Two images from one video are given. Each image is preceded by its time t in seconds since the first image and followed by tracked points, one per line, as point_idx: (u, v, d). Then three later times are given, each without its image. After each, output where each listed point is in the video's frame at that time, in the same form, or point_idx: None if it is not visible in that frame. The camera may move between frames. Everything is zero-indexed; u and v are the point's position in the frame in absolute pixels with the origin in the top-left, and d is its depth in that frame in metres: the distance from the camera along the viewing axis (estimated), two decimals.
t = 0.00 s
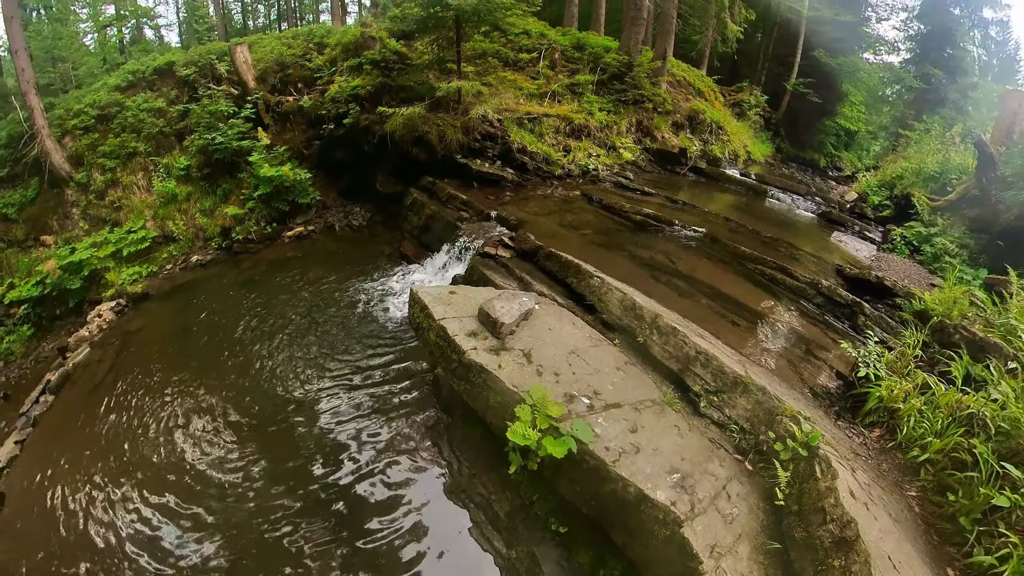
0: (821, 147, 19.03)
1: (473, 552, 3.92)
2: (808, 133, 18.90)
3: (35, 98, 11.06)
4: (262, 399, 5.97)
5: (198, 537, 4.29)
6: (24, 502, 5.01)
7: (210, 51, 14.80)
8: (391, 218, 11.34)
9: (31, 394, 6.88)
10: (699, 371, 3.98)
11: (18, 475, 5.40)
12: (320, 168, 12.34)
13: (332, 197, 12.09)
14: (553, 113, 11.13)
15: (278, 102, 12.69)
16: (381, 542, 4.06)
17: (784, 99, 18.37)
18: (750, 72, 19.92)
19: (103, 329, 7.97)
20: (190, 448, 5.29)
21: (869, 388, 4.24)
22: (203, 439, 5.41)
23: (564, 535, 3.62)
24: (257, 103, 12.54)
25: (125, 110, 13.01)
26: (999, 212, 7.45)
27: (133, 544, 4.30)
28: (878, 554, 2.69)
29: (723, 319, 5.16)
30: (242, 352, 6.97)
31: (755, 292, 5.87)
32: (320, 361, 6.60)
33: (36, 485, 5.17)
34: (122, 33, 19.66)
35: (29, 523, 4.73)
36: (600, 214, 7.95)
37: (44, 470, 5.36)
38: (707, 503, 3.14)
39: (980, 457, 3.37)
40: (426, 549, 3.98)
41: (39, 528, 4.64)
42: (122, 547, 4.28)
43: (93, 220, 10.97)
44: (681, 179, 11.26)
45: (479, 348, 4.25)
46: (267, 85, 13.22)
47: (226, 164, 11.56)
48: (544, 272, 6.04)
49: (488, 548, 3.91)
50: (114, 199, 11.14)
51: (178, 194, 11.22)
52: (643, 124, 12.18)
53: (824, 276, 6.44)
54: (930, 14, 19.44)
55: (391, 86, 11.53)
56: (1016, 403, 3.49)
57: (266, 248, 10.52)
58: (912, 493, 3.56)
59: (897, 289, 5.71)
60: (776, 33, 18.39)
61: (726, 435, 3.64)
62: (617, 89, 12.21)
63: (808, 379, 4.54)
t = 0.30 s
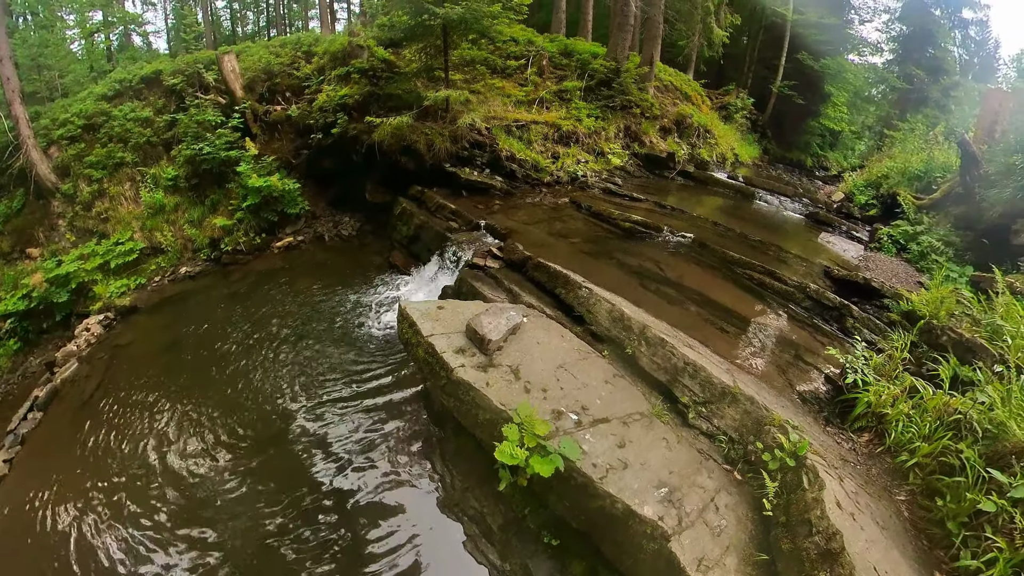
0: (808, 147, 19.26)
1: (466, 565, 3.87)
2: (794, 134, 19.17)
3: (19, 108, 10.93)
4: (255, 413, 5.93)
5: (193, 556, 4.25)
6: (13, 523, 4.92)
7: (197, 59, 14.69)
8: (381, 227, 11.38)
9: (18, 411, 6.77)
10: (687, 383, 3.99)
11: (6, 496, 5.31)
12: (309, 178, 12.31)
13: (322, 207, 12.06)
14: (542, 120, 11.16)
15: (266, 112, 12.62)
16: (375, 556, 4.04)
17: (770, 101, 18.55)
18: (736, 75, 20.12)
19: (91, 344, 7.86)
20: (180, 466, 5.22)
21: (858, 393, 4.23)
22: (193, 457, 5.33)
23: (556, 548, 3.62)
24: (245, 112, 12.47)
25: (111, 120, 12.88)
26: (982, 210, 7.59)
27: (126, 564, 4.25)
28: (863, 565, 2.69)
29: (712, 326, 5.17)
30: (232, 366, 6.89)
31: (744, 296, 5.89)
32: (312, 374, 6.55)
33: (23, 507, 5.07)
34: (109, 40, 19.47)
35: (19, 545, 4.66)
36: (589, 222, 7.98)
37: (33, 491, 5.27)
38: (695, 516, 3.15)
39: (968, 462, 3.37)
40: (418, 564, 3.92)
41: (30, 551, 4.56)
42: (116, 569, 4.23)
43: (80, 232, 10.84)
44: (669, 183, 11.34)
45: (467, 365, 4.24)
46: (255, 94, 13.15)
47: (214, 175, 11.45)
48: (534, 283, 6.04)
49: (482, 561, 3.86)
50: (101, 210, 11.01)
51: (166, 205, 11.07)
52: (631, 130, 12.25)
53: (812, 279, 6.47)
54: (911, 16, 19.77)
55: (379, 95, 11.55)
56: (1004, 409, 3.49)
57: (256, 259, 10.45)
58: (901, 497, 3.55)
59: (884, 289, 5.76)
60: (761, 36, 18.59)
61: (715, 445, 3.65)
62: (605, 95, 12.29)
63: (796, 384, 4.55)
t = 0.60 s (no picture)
0: (794, 147, 19.50)
1: None
2: (780, 134, 19.41)
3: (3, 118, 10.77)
4: (247, 425, 5.85)
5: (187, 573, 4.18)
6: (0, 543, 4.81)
7: (183, 66, 14.56)
8: (370, 235, 11.39)
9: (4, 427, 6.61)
10: (674, 392, 3.98)
11: None
12: (297, 186, 12.23)
13: (310, 215, 11.98)
14: (529, 125, 11.17)
15: (253, 120, 12.52)
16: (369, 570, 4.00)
17: (756, 102, 18.73)
18: (723, 77, 20.31)
19: (79, 357, 7.71)
20: (170, 482, 5.13)
21: (845, 397, 4.18)
22: (183, 473, 5.24)
23: (547, 558, 3.60)
24: (232, 121, 12.36)
25: (96, 129, 12.71)
26: (967, 208, 7.70)
27: None
28: None
29: (700, 331, 5.14)
30: (221, 378, 6.79)
31: (732, 299, 5.89)
32: (303, 385, 6.48)
33: (11, 526, 4.95)
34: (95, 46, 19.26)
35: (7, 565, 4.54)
36: (577, 228, 7.98)
37: (21, 509, 5.15)
38: (681, 528, 3.13)
39: (955, 465, 3.34)
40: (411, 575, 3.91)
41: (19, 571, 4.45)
42: None
43: (66, 243, 10.68)
44: (657, 186, 11.39)
45: (453, 380, 4.27)
46: (242, 103, 13.05)
47: (202, 184, 11.36)
48: (521, 291, 6.11)
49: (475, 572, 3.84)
50: (87, 221, 10.86)
51: (153, 215, 10.95)
52: (618, 134, 12.29)
53: (801, 280, 6.47)
54: (893, 17, 20.09)
55: (366, 102, 11.51)
56: (991, 411, 3.47)
57: (244, 268, 10.34)
58: (890, 500, 3.51)
59: (871, 289, 5.76)
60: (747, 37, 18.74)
61: (703, 454, 3.65)
62: (592, 99, 12.33)
63: (785, 388, 4.50)
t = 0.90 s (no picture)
0: (781, 146, 19.67)
1: None
2: (767, 133, 19.59)
3: None
4: (237, 433, 5.75)
5: None
6: None
7: (168, 71, 14.31)
8: (358, 241, 11.38)
9: None
10: (661, 396, 3.93)
11: None
12: (284, 193, 12.09)
13: (297, 221, 11.84)
14: (516, 128, 11.09)
15: (238, 125, 12.37)
16: None
17: (743, 101, 18.84)
18: (710, 77, 20.43)
19: (65, 370, 7.52)
20: (155, 496, 4.98)
21: (834, 397, 4.10)
22: (167, 486, 5.09)
23: (535, 567, 3.53)
24: (216, 127, 12.15)
25: (79, 136, 12.46)
26: (952, 203, 7.79)
27: None
28: None
29: (687, 333, 5.07)
30: (207, 388, 6.65)
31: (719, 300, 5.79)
32: (293, 393, 6.39)
33: None
34: (80, 50, 18.87)
35: None
36: (565, 230, 7.93)
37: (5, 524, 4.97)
38: (668, 536, 3.06)
39: (948, 465, 3.27)
40: None
41: None
42: None
43: (51, 254, 10.29)
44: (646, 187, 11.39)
45: (436, 390, 4.26)
46: (227, 108, 12.87)
47: (188, 192, 11.16)
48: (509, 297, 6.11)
49: None
50: (70, 230, 10.53)
51: (138, 223, 10.69)
52: (606, 135, 12.26)
53: (789, 279, 6.43)
54: (876, 17, 20.37)
55: (352, 107, 11.40)
56: (982, 409, 3.41)
57: (231, 276, 10.18)
58: (881, 499, 3.46)
59: (859, 286, 5.74)
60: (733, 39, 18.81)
61: (691, 458, 3.60)
62: (579, 101, 12.30)
63: (773, 388, 4.45)
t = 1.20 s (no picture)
0: (767, 144, 19.82)
1: None
2: (753, 131, 19.73)
3: None
4: (226, 441, 5.60)
5: None
6: None
7: (151, 75, 14.06)
8: (344, 245, 11.26)
9: None
10: (646, 397, 3.85)
11: None
12: (269, 197, 11.91)
13: (283, 226, 11.66)
14: (502, 129, 11.00)
15: (222, 130, 12.19)
16: None
17: (730, 100, 18.91)
18: (696, 77, 20.51)
19: (50, 381, 7.22)
20: (138, 507, 4.80)
21: (823, 392, 4.02)
22: (152, 497, 4.92)
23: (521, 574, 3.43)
24: (200, 132, 11.93)
25: (60, 142, 12.17)
26: (937, 195, 7.81)
27: None
28: None
29: (674, 331, 5.00)
30: (193, 397, 6.47)
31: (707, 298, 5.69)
32: (281, 399, 6.26)
33: None
34: (63, 54, 18.50)
35: None
36: (551, 231, 7.85)
37: None
38: (653, 541, 2.98)
39: (942, 460, 3.18)
40: None
41: None
42: None
43: (33, 262, 9.94)
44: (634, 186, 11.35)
45: (415, 394, 4.32)
46: (211, 113, 12.67)
47: (173, 198, 10.96)
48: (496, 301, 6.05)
49: None
50: (54, 238, 10.24)
51: (122, 231, 10.41)
52: (592, 135, 12.21)
53: (777, 274, 6.37)
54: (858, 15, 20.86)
55: (337, 110, 11.27)
56: (973, 403, 3.33)
57: (217, 284, 9.99)
58: (875, 496, 3.36)
59: (846, 279, 5.70)
60: (718, 39, 18.92)
61: (678, 459, 3.52)
62: (565, 102, 12.23)
63: (762, 385, 4.34)
